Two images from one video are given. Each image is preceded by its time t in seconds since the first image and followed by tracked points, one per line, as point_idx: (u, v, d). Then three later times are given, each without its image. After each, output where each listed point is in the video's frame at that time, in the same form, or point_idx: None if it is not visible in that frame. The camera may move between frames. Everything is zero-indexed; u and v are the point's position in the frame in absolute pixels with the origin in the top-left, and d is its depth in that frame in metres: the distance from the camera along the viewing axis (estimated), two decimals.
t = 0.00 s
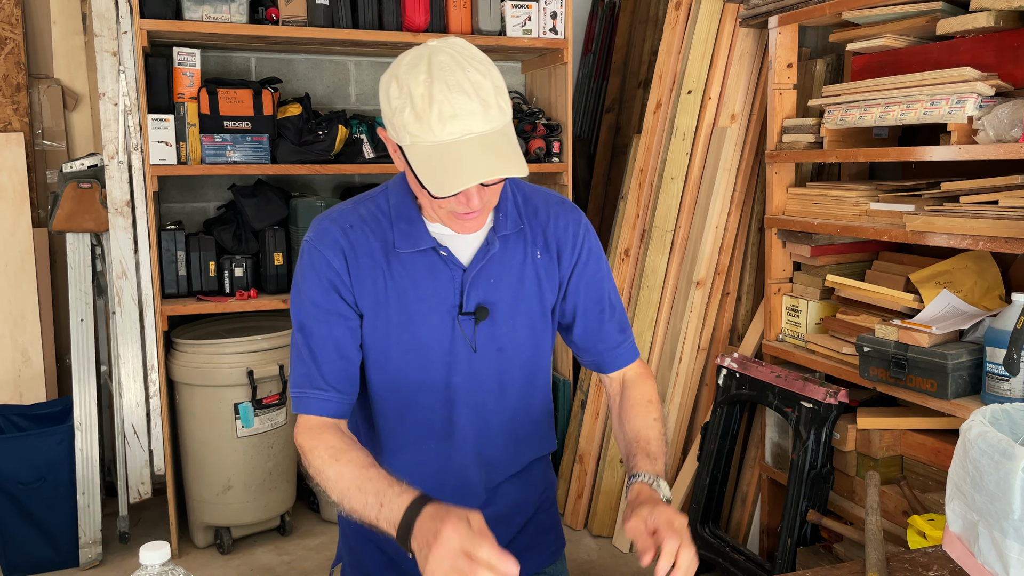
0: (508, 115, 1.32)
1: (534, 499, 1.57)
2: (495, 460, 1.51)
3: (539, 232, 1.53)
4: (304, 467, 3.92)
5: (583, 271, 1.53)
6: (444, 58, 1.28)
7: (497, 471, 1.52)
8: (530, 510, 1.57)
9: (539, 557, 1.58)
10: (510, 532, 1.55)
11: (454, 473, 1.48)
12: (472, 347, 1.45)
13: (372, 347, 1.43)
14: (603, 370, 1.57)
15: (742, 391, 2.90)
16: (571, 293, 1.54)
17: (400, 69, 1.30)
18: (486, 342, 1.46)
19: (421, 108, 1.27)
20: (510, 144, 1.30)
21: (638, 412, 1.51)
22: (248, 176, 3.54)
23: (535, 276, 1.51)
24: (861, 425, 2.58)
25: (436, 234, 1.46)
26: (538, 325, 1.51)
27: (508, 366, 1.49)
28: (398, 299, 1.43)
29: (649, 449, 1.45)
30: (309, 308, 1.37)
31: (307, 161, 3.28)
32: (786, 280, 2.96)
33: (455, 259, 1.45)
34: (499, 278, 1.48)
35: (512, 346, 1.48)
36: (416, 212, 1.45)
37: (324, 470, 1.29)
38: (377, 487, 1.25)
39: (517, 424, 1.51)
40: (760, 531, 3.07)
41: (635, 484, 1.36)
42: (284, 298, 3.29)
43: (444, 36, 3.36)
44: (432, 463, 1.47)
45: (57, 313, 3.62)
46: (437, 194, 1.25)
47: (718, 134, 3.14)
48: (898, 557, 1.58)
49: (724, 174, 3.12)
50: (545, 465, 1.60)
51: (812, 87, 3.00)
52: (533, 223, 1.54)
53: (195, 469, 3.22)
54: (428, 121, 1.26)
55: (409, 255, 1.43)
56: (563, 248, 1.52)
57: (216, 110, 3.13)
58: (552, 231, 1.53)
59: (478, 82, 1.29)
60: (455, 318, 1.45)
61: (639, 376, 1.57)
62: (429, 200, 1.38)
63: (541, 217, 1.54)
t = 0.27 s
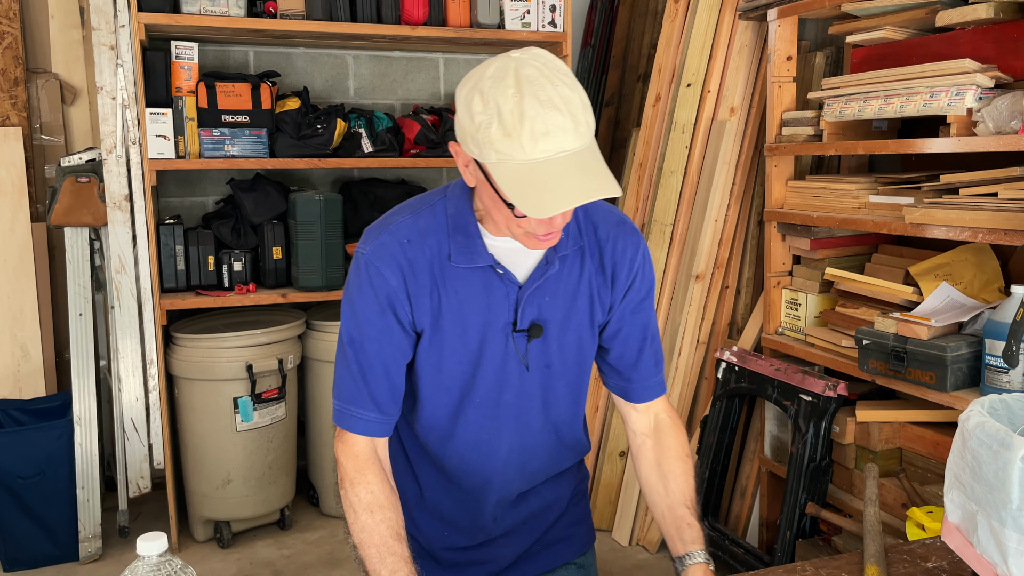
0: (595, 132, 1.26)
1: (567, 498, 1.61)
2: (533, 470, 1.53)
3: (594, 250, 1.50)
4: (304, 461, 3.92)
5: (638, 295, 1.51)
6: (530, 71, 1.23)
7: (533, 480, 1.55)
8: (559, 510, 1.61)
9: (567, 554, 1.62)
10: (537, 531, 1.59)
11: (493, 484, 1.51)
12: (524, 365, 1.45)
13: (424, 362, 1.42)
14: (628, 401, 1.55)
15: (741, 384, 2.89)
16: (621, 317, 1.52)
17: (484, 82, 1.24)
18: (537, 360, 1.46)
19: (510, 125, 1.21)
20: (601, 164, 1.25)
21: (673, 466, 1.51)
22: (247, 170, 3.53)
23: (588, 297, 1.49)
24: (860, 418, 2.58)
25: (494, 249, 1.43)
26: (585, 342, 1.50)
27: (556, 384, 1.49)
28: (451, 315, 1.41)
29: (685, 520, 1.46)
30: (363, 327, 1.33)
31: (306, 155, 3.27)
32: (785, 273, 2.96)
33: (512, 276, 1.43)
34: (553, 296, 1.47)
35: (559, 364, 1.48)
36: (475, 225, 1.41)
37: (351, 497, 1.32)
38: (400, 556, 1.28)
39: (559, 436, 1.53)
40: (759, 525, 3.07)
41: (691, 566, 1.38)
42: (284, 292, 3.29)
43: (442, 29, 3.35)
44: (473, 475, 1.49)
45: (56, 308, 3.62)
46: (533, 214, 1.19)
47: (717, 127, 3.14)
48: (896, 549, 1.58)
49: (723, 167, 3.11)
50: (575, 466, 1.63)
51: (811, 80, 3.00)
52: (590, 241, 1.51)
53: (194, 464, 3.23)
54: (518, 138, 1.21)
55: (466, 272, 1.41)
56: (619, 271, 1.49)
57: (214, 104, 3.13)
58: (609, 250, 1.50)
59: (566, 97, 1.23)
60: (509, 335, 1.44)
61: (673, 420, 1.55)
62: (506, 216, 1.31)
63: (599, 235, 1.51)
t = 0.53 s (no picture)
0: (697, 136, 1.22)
1: (599, 489, 1.64)
2: (568, 467, 1.54)
3: (654, 260, 1.48)
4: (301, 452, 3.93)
5: (696, 309, 1.48)
6: (635, 68, 1.19)
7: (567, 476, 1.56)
8: (588, 504, 1.64)
9: (593, 541, 1.66)
10: (563, 522, 1.62)
11: (530, 479, 1.52)
12: (570, 369, 1.44)
13: (473, 357, 1.41)
14: (682, 415, 1.51)
15: (737, 374, 2.87)
16: (675, 329, 1.50)
17: (587, 75, 1.20)
18: (583, 364, 1.45)
19: (611, 119, 1.17)
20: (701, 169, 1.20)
21: (737, 492, 1.44)
22: (242, 161, 3.53)
23: (644, 305, 1.47)
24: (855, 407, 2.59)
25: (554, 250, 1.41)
26: (636, 350, 1.49)
27: (600, 388, 1.48)
28: (503, 311, 1.41)
29: (752, 550, 1.37)
30: (413, 313, 1.32)
31: (301, 147, 3.26)
32: (781, 263, 2.96)
33: (569, 279, 1.42)
34: (607, 303, 1.45)
35: (606, 369, 1.47)
36: (540, 224, 1.39)
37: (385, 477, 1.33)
38: (431, 534, 1.29)
39: (597, 435, 1.54)
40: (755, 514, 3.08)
41: None
42: (280, 284, 3.29)
43: (438, 19, 3.34)
44: (511, 471, 1.51)
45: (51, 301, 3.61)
46: (633, 213, 1.13)
47: (714, 117, 3.13)
48: (891, 535, 1.59)
49: (720, 158, 3.10)
50: (608, 463, 1.65)
51: (807, 70, 3.00)
52: (652, 250, 1.49)
53: (191, 455, 3.23)
54: (620, 135, 1.17)
55: (523, 270, 1.40)
56: (678, 283, 1.47)
57: (209, 94, 3.13)
58: (670, 260, 1.47)
59: (670, 98, 1.19)
60: (559, 337, 1.43)
61: (731, 445, 1.50)
62: (585, 214, 1.26)
63: (661, 244, 1.48)
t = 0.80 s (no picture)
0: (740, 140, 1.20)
1: (618, 478, 1.67)
2: (596, 457, 1.57)
3: (686, 253, 1.48)
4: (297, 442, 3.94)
5: (723, 303, 1.49)
6: (681, 67, 1.17)
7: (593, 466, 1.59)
8: (609, 492, 1.66)
9: (609, 528, 1.69)
10: (583, 510, 1.64)
11: (559, 469, 1.55)
12: (605, 364, 1.45)
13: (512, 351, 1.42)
14: (694, 409, 1.54)
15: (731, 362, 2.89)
16: (702, 323, 1.51)
17: (632, 71, 1.19)
18: (620, 359, 1.47)
19: (652, 118, 1.16)
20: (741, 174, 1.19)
21: (731, 481, 1.47)
22: (236, 151, 3.52)
23: (674, 299, 1.48)
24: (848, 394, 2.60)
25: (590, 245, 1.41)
26: (666, 344, 1.50)
27: (634, 382, 1.50)
28: (542, 305, 1.41)
29: (737, 532, 1.38)
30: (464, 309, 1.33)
31: (295, 136, 3.25)
32: (774, 251, 2.98)
33: (604, 274, 1.42)
34: (640, 298, 1.45)
35: (639, 362, 1.49)
36: (575, 218, 1.39)
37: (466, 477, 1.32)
38: (545, 535, 1.26)
39: (629, 426, 1.56)
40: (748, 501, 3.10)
41: None
42: (274, 273, 3.29)
43: (431, 8, 3.34)
44: (541, 461, 1.53)
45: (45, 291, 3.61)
46: (666, 214, 1.12)
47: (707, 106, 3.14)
48: (881, 518, 1.60)
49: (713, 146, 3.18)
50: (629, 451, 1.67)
51: (801, 58, 3.00)
52: (684, 244, 1.49)
53: (187, 445, 3.23)
54: (661, 134, 1.16)
55: (561, 265, 1.40)
56: (708, 278, 1.48)
57: (202, 83, 3.11)
58: (700, 256, 1.48)
59: (714, 100, 1.17)
60: (594, 332, 1.43)
61: (734, 439, 1.53)
62: (621, 211, 1.28)
63: (692, 240, 1.48)
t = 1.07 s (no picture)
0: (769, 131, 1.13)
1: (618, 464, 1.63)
2: (602, 443, 1.53)
3: (702, 238, 1.45)
4: (292, 430, 3.95)
5: (734, 288, 1.47)
6: (710, 54, 1.10)
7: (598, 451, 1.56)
8: (611, 478, 1.63)
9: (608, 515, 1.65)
10: (584, 494, 1.61)
11: (565, 455, 1.51)
12: (620, 350, 1.41)
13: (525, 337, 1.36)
14: (696, 385, 1.53)
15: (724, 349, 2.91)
16: (713, 308, 1.48)
17: (659, 56, 1.12)
18: (634, 345, 1.42)
19: (677, 106, 1.09)
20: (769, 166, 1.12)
21: (724, 436, 1.49)
22: (230, 139, 3.51)
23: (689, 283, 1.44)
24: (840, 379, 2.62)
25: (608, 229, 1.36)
26: (676, 330, 1.46)
27: (645, 368, 1.45)
28: (558, 291, 1.36)
29: (729, 483, 1.43)
30: (481, 291, 1.27)
31: (289, 124, 3.25)
32: (768, 238, 2.99)
33: (621, 259, 1.37)
34: (655, 283, 1.41)
35: (650, 348, 1.44)
36: (594, 202, 1.34)
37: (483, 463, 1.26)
38: (559, 514, 1.22)
39: (638, 413, 1.52)
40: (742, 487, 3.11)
41: (729, 522, 1.34)
42: (268, 262, 3.29)
43: None
44: (548, 448, 1.49)
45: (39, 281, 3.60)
46: (692, 206, 1.06)
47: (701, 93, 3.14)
48: (870, 501, 1.61)
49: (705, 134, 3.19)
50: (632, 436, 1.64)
51: (794, 44, 3.00)
52: (699, 228, 1.45)
53: (182, 433, 3.24)
54: (687, 123, 1.09)
55: (579, 249, 1.35)
56: (721, 262, 1.45)
57: (194, 71, 3.11)
58: (714, 241, 1.45)
59: (743, 90, 1.10)
60: (609, 317, 1.39)
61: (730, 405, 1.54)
62: (642, 198, 1.21)
63: (707, 224, 1.45)
